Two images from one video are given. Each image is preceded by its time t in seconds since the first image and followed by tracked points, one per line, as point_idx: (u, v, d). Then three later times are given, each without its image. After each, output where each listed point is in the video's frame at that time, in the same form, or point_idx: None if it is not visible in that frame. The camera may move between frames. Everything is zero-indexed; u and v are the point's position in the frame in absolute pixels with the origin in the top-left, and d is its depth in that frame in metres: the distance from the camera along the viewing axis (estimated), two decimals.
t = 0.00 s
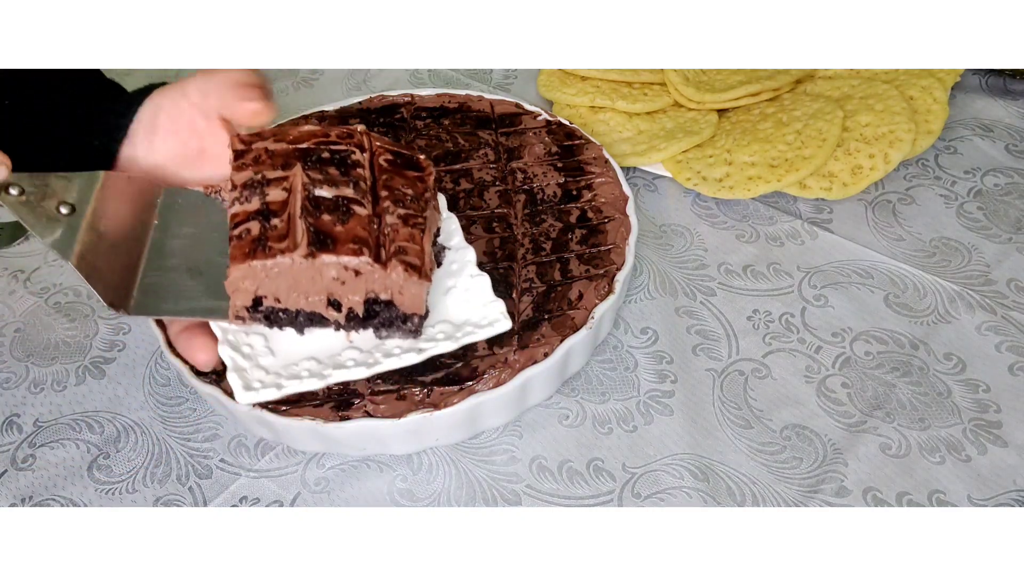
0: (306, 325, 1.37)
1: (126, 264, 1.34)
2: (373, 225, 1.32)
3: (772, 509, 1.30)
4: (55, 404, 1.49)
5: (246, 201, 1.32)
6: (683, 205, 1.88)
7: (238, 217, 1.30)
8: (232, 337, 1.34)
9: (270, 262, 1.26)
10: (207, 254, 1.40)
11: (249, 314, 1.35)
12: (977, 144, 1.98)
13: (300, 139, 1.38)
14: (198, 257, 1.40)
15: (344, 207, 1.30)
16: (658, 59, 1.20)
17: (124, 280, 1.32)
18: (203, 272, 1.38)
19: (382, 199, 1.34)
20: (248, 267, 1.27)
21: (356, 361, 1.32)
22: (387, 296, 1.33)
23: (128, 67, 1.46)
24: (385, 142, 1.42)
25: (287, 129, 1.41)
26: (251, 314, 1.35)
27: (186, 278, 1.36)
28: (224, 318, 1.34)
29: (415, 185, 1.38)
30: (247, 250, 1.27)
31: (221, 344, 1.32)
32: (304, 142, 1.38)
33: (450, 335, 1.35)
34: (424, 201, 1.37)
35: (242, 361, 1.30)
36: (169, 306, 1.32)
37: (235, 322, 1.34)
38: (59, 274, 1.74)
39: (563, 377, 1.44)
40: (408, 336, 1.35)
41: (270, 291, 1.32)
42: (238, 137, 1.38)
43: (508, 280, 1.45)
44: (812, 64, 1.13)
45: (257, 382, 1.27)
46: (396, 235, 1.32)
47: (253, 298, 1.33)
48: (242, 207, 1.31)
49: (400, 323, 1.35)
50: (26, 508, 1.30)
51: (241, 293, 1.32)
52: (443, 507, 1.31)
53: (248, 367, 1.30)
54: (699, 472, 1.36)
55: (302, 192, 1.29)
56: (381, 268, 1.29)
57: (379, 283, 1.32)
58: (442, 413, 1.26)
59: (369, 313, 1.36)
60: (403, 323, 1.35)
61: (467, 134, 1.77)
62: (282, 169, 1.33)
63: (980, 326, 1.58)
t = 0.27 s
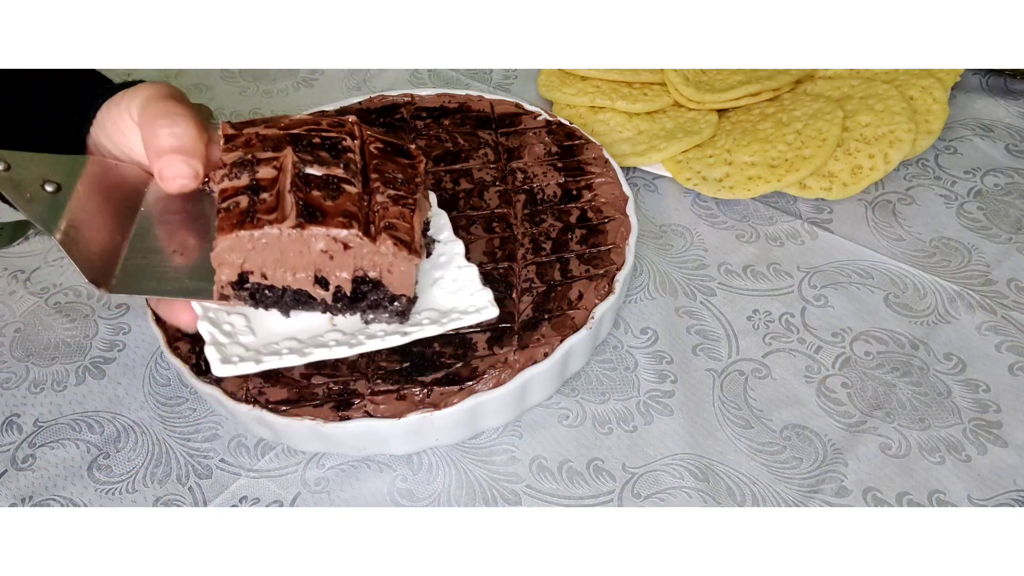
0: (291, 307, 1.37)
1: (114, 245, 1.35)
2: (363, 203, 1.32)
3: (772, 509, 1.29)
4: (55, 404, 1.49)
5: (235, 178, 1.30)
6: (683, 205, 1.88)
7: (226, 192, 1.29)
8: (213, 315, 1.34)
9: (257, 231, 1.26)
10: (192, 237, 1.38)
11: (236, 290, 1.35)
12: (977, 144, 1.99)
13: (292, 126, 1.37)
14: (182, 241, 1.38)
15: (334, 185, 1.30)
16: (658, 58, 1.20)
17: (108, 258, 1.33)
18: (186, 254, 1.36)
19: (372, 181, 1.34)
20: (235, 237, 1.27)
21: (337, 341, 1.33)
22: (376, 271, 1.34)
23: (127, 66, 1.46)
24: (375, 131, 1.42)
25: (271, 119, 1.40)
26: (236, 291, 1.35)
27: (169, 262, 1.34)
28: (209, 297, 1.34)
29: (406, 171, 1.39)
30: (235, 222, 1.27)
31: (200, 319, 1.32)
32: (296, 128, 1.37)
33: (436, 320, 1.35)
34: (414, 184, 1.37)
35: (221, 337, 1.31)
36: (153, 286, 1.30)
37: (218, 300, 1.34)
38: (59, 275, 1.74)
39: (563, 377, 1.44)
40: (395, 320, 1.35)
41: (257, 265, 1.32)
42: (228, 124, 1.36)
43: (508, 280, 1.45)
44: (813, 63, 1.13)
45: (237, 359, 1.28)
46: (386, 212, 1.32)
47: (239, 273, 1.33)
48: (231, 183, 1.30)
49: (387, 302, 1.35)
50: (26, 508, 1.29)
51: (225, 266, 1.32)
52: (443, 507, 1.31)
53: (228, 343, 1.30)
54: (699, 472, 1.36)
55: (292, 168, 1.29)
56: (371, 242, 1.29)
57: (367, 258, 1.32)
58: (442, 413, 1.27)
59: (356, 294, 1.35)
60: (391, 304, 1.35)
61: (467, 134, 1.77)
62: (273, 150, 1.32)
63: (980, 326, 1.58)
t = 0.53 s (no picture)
0: (271, 307, 1.35)
1: (95, 236, 1.37)
2: (348, 201, 1.30)
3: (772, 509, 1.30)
4: (55, 404, 1.49)
5: (219, 174, 1.28)
6: (683, 205, 1.88)
7: (210, 187, 1.27)
8: (190, 307, 1.34)
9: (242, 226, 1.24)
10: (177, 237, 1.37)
11: (217, 288, 1.32)
12: (977, 144, 1.98)
13: (278, 127, 1.37)
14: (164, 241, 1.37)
15: (320, 182, 1.29)
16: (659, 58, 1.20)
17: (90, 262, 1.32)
18: (168, 253, 1.36)
19: (358, 180, 1.33)
20: (219, 230, 1.24)
21: (314, 338, 1.32)
22: (362, 268, 1.32)
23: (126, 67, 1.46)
24: (360, 135, 1.42)
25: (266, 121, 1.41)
26: (217, 288, 1.32)
27: (151, 260, 1.34)
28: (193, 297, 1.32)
29: (392, 174, 1.38)
30: (220, 216, 1.24)
31: (177, 311, 1.33)
32: (282, 129, 1.36)
33: (415, 323, 1.34)
34: (400, 185, 1.36)
35: (196, 328, 1.31)
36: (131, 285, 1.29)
37: (200, 297, 1.31)
38: (60, 275, 1.74)
39: (563, 377, 1.44)
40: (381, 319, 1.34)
41: (240, 261, 1.30)
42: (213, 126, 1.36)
43: (508, 280, 1.45)
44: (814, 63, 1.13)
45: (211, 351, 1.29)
46: (372, 209, 1.30)
47: (222, 268, 1.30)
48: (215, 178, 1.28)
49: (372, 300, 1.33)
50: (27, 508, 1.30)
51: (207, 262, 1.29)
52: (444, 507, 1.31)
53: (202, 335, 1.31)
54: (699, 472, 1.36)
55: (278, 165, 1.28)
56: (356, 238, 1.28)
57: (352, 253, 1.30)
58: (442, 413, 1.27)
59: (340, 293, 1.33)
60: (377, 302, 1.33)
61: (467, 134, 1.77)
62: (259, 150, 1.31)
63: (980, 326, 1.58)
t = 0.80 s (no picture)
0: (258, 309, 1.34)
1: (81, 240, 1.39)
2: (336, 203, 1.30)
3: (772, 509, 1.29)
4: (55, 404, 1.49)
5: (206, 176, 1.28)
6: (683, 205, 1.88)
7: (198, 190, 1.27)
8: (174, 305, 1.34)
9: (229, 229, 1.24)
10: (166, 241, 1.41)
11: (205, 291, 1.32)
12: (977, 144, 1.98)
13: (266, 128, 1.36)
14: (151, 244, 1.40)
15: (308, 184, 1.28)
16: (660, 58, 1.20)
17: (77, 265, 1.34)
18: (155, 260, 1.38)
19: (346, 181, 1.32)
20: (206, 233, 1.24)
21: (295, 338, 1.31)
22: (350, 270, 1.31)
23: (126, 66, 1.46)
24: (349, 135, 1.41)
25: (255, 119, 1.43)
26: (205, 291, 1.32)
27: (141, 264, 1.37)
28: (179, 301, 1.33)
29: (380, 174, 1.38)
30: (207, 219, 1.24)
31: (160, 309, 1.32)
32: (271, 130, 1.36)
33: (399, 325, 1.33)
34: (388, 186, 1.36)
35: (176, 326, 1.31)
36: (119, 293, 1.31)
37: (187, 301, 1.32)
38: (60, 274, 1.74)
39: (563, 377, 1.44)
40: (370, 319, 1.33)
41: (227, 263, 1.30)
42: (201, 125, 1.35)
43: (508, 280, 1.45)
44: (815, 63, 1.13)
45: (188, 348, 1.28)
46: (359, 211, 1.30)
47: (209, 271, 1.30)
48: (203, 180, 1.28)
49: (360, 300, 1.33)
50: (27, 508, 1.29)
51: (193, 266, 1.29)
52: (444, 507, 1.31)
53: (182, 334, 1.30)
54: (699, 472, 1.36)
55: (265, 167, 1.27)
56: (344, 240, 1.27)
57: (340, 254, 1.30)
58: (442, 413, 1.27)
59: (327, 295, 1.33)
60: (366, 303, 1.33)
61: (467, 134, 1.77)
62: (246, 152, 1.31)
63: (980, 326, 1.58)
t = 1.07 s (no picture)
0: (250, 303, 1.36)
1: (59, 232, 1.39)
2: (328, 201, 1.31)
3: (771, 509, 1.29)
4: (55, 404, 1.49)
5: (199, 168, 1.29)
6: (683, 205, 1.88)
7: (189, 182, 1.27)
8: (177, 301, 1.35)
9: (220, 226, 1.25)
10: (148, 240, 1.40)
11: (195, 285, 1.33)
12: (977, 144, 1.98)
13: (261, 119, 1.38)
14: (131, 242, 1.39)
15: (300, 181, 1.30)
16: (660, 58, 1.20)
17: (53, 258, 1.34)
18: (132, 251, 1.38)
19: (338, 177, 1.34)
20: (196, 230, 1.25)
21: (297, 333, 1.33)
22: (340, 270, 1.32)
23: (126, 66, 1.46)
24: (344, 128, 1.43)
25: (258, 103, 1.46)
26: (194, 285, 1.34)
27: (118, 259, 1.36)
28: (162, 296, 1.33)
29: (373, 169, 1.39)
30: (198, 215, 1.25)
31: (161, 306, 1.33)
32: (266, 121, 1.38)
33: (400, 318, 1.34)
34: (380, 181, 1.38)
35: (179, 323, 1.32)
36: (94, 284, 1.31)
37: (175, 294, 1.33)
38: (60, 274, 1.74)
39: (563, 377, 1.44)
40: (365, 313, 1.34)
41: (217, 260, 1.31)
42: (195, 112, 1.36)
43: (508, 280, 1.45)
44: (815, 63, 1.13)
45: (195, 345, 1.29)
46: (351, 210, 1.31)
47: (199, 266, 1.31)
48: (195, 173, 1.29)
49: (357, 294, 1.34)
50: (27, 508, 1.29)
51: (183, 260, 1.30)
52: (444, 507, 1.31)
53: (185, 329, 1.31)
54: (699, 472, 1.36)
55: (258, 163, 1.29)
56: (335, 241, 1.28)
57: (331, 254, 1.31)
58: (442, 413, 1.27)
59: (319, 292, 1.34)
60: (359, 300, 1.34)
61: (466, 134, 1.77)
62: (241, 144, 1.32)
63: (980, 326, 1.58)
